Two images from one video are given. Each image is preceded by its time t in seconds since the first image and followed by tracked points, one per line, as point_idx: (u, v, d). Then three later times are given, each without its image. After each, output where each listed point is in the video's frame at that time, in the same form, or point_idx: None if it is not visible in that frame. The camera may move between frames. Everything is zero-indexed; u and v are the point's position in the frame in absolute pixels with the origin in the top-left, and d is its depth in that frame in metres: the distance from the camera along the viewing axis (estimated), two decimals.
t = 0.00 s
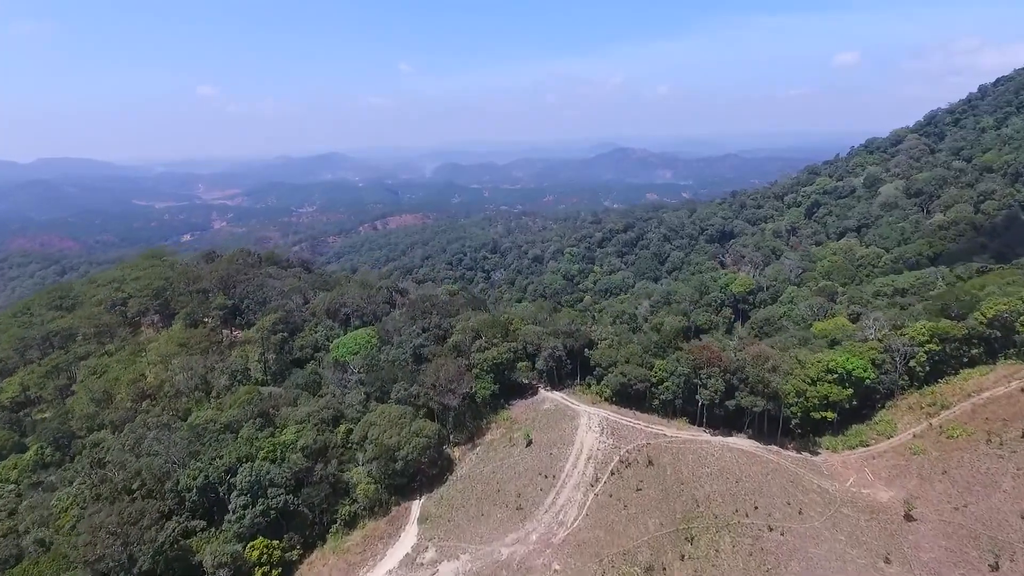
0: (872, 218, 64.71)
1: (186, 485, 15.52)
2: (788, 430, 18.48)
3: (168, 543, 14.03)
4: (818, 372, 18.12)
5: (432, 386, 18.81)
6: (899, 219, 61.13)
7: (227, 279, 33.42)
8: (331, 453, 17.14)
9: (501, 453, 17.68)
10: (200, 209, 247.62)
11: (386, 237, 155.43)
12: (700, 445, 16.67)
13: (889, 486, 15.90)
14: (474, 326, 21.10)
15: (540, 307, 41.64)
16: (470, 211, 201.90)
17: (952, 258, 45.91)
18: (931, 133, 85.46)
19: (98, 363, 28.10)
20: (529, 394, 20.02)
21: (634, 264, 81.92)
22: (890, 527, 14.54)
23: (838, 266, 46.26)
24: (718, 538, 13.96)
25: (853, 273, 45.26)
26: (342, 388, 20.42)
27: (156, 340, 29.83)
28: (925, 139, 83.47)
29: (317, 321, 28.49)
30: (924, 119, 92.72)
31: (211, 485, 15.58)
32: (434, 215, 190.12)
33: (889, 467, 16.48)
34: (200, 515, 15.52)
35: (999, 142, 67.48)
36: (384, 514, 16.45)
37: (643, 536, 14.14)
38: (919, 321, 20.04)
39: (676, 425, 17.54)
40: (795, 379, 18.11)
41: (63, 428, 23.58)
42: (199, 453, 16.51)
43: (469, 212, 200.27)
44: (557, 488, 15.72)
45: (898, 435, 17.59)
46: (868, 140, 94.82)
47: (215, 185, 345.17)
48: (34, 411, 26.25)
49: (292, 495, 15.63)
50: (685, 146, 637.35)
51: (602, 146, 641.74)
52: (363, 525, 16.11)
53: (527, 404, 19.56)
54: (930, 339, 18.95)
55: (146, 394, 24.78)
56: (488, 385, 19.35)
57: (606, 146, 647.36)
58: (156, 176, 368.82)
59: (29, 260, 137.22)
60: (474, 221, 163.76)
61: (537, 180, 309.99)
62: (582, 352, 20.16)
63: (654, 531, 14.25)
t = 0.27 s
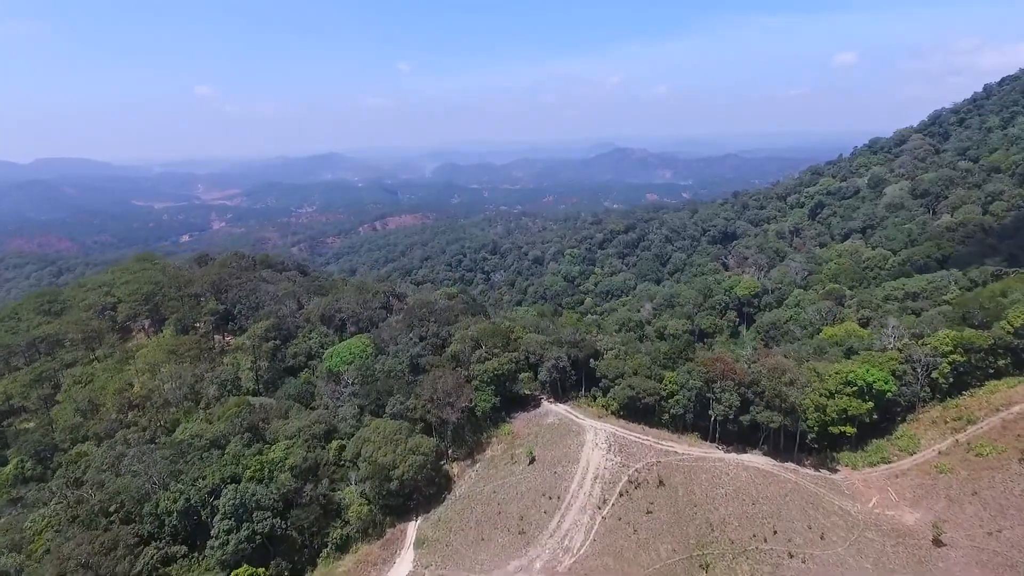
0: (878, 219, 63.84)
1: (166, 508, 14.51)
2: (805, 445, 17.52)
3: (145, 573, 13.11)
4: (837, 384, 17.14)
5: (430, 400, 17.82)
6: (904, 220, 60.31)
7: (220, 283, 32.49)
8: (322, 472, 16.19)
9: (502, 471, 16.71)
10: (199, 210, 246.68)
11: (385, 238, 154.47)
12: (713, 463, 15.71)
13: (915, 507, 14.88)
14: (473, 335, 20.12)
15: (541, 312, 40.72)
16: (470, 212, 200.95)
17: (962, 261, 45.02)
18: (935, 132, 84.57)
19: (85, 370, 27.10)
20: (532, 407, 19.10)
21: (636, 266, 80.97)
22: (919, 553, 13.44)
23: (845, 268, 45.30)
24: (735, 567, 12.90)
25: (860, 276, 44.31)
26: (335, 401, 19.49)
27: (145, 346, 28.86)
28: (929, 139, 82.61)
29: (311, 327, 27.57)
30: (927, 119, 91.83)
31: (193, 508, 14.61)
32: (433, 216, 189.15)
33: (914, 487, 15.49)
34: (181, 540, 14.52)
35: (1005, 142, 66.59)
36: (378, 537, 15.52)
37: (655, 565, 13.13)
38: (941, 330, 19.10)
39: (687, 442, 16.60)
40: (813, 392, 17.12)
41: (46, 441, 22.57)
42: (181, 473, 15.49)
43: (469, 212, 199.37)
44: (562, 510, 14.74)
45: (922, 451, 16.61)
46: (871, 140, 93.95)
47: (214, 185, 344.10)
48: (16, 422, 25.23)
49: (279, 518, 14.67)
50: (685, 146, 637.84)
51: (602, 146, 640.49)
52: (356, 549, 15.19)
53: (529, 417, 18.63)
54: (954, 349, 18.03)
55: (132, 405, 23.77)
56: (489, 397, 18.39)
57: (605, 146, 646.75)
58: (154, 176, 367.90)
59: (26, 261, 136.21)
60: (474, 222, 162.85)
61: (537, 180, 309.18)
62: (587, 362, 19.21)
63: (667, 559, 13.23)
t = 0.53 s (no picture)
0: (883, 220, 62.95)
1: (143, 534, 13.56)
2: (824, 462, 16.55)
3: None
4: (858, 397, 16.19)
5: (426, 414, 16.86)
6: (910, 222, 59.39)
7: (211, 287, 31.54)
8: (312, 492, 15.29)
9: (503, 491, 15.79)
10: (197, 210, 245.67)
11: (384, 238, 153.46)
12: (727, 484, 14.78)
13: (943, 531, 13.87)
14: (472, 344, 19.17)
15: (542, 316, 39.76)
16: (470, 212, 199.96)
17: (972, 264, 44.11)
18: (940, 132, 83.66)
19: (70, 378, 26.13)
20: (534, 421, 18.18)
21: (637, 267, 80.04)
22: None
23: (853, 271, 44.15)
24: None
25: (868, 278, 43.34)
26: (327, 414, 18.56)
27: (133, 353, 27.92)
28: (933, 138, 81.73)
29: (304, 333, 26.60)
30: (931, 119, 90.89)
31: (173, 534, 13.67)
32: (433, 216, 188.14)
33: (942, 508, 14.48)
34: (160, 568, 13.56)
35: (1012, 142, 65.66)
36: (371, 562, 14.58)
37: None
38: (965, 340, 18.18)
39: (700, 460, 15.66)
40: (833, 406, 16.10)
41: (26, 454, 21.58)
42: (161, 495, 14.49)
43: (468, 213, 198.53)
44: (567, 534, 13.78)
45: (948, 469, 15.63)
46: (875, 140, 93.03)
47: (213, 185, 343.29)
48: None
49: (265, 544, 13.71)
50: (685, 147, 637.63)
51: (602, 146, 639.72)
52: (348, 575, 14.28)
53: (532, 432, 17.70)
54: (980, 361, 17.11)
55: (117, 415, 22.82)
56: (489, 411, 17.46)
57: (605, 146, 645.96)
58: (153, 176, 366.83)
59: (23, 262, 135.17)
60: (473, 222, 161.82)
61: (537, 180, 308.42)
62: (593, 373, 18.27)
63: None
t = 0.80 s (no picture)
0: (889, 221, 62.05)
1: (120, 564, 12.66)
2: (847, 481, 15.56)
3: None
4: (883, 412, 15.22)
5: (423, 430, 15.91)
6: (917, 223, 58.48)
7: (203, 292, 30.61)
8: (302, 515, 14.37)
9: (506, 513, 14.86)
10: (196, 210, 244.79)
11: (384, 238, 152.52)
12: (746, 506, 13.83)
13: (979, 558, 12.85)
14: (473, 353, 18.23)
15: (544, 320, 38.84)
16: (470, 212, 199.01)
17: (983, 266, 43.16)
18: (945, 132, 82.66)
19: (55, 387, 25.22)
20: (539, 435, 17.24)
21: (639, 269, 79.11)
22: None
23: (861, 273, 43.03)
24: None
25: (877, 281, 42.36)
26: (320, 429, 17.63)
27: (121, 361, 27.01)
28: (938, 138, 80.83)
29: (298, 340, 25.66)
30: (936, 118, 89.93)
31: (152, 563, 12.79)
32: (432, 216, 187.22)
33: (975, 533, 13.47)
34: None
35: (1020, 142, 64.72)
36: None
37: None
38: (993, 350, 17.22)
39: (716, 479, 14.74)
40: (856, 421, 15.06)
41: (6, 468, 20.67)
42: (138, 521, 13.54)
43: (468, 213, 197.57)
44: (575, 562, 12.82)
45: (979, 489, 14.64)
46: (879, 140, 92.07)
47: (212, 185, 342.50)
48: None
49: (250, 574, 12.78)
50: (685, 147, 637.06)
51: (602, 146, 638.93)
52: None
53: (536, 448, 16.77)
54: (1011, 372, 16.13)
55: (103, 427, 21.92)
56: (491, 426, 16.50)
57: (605, 145, 644.53)
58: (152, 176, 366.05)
59: (20, 262, 134.28)
60: (473, 222, 160.90)
61: (537, 180, 307.51)
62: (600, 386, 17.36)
63: None
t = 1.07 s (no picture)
0: (894, 223, 61.22)
1: None
2: (872, 501, 14.59)
3: None
4: (909, 428, 14.26)
5: (420, 447, 15.02)
6: (923, 224, 57.62)
7: (195, 296, 29.66)
8: (290, 540, 13.48)
9: (508, 536, 13.96)
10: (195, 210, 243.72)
11: (383, 239, 151.55)
12: (766, 532, 12.88)
13: None
14: (473, 364, 17.31)
15: (545, 325, 37.94)
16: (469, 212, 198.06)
17: (994, 268, 42.30)
18: (950, 133, 81.84)
19: (39, 395, 24.29)
20: (543, 451, 16.33)
21: (641, 270, 78.22)
22: None
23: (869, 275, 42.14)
24: None
25: (886, 284, 41.45)
26: (312, 444, 16.71)
27: (109, 368, 26.09)
28: (943, 138, 79.99)
29: (291, 347, 24.73)
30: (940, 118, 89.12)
31: None
32: (432, 216, 186.33)
33: (1014, 559, 12.47)
34: None
35: None
36: None
37: None
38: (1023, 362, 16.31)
39: (732, 501, 13.82)
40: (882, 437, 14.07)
41: None
42: (112, 548, 12.63)
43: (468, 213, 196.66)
44: None
45: (1014, 512, 13.68)
46: (883, 140, 91.22)
47: (211, 185, 341.45)
48: None
49: None
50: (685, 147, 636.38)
51: (603, 146, 638.08)
52: None
53: (541, 465, 15.85)
54: None
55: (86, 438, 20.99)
56: (493, 442, 15.60)
57: (605, 145, 643.92)
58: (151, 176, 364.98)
59: (16, 263, 133.21)
60: (473, 223, 160.06)
61: (537, 180, 306.74)
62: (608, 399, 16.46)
63: None
